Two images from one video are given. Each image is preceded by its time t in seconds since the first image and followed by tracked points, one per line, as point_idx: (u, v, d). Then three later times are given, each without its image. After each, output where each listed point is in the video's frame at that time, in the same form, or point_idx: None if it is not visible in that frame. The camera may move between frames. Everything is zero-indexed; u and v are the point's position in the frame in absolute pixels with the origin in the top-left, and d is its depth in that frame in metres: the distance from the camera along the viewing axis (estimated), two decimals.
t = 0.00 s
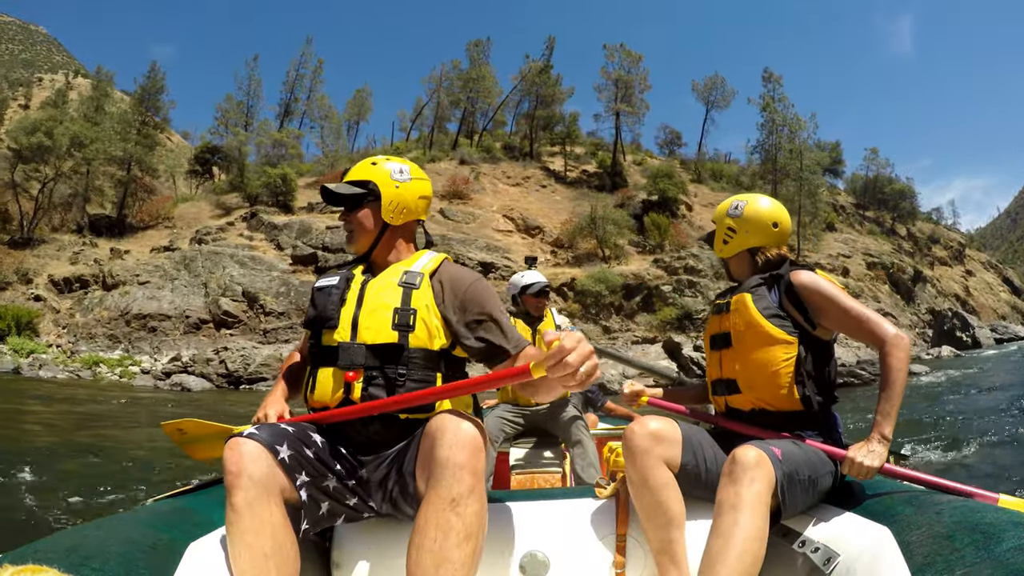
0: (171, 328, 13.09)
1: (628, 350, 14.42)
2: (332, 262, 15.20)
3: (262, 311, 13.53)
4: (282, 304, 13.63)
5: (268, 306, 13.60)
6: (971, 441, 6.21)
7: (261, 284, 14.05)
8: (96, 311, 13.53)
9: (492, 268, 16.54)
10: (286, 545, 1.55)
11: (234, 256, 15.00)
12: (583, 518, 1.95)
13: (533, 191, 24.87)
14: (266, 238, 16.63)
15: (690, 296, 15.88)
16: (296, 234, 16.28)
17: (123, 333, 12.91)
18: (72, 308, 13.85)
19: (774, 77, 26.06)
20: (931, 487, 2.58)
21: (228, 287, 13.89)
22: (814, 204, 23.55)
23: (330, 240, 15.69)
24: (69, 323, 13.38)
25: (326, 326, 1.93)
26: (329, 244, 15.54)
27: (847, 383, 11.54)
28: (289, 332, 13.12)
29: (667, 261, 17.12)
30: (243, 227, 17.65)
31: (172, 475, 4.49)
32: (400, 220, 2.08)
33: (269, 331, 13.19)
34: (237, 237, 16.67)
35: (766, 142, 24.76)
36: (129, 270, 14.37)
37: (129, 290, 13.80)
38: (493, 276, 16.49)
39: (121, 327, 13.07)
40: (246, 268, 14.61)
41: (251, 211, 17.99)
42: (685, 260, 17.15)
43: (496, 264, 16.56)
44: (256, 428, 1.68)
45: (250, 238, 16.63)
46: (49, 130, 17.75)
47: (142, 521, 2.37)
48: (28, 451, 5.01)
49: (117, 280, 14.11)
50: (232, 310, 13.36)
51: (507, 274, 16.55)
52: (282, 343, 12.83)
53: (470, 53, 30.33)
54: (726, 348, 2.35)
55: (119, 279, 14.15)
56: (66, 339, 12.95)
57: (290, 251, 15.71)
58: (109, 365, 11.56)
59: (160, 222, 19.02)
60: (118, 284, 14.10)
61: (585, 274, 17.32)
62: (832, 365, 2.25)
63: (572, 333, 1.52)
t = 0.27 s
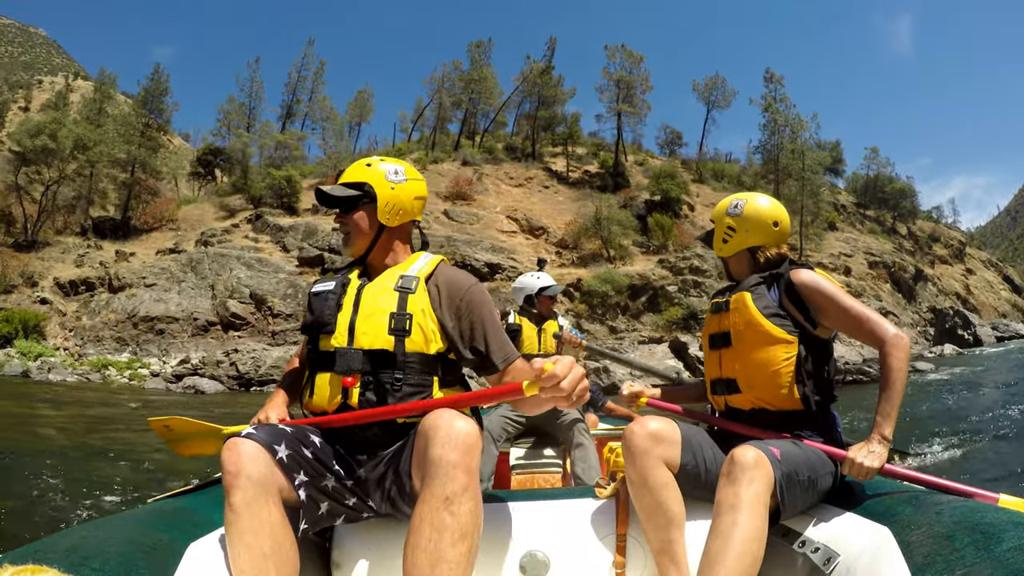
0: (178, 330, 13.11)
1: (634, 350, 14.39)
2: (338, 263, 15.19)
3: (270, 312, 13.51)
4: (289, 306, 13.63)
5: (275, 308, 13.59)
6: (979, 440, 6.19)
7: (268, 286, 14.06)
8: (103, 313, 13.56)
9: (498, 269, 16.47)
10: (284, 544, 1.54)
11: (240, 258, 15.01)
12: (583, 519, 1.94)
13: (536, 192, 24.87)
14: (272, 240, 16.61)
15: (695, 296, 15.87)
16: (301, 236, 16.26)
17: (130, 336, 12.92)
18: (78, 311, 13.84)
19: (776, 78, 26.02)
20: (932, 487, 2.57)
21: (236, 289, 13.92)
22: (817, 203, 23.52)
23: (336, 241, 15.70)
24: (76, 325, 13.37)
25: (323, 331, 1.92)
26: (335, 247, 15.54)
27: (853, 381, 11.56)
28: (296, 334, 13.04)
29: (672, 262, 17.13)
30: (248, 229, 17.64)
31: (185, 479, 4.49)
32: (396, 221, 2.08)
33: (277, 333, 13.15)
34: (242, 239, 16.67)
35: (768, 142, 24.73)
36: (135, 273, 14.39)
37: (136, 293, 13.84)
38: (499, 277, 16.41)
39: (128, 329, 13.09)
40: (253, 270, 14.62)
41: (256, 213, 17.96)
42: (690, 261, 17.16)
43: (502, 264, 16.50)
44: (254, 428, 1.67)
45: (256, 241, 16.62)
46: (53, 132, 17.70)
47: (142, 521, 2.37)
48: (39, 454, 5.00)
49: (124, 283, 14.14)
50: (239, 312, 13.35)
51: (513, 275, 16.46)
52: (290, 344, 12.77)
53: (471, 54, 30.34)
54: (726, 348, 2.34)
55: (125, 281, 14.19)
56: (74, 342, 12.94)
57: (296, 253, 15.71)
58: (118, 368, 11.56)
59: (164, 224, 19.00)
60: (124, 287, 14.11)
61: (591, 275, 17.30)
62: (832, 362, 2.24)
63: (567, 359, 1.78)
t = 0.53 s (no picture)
0: (186, 333, 13.14)
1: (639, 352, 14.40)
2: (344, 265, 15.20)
3: (278, 314, 13.55)
4: (297, 308, 13.64)
5: (283, 310, 13.62)
6: (985, 438, 6.20)
7: (274, 288, 14.08)
8: (110, 316, 13.59)
9: (504, 271, 16.44)
10: (283, 544, 1.54)
11: (247, 260, 15.02)
12: (583, 518, 1.94)
13: (538, 194, 24.89)
14: (277, 242, 16.58)
15: (701, 297, 15.91)
16: (306, 238, 16.23)
17: (137, 338, 12.93)
18: (84, 314, 13.85)
19: (777, 78, 26.02)
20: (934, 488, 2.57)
21: (243, 292, 13.96)
22: (818, 204, 23.54)
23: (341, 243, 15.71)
24: (81, 328, 13.38)
25: (325, 334, 1.92)
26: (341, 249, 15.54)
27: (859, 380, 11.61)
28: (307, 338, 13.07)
29: (677, 264, 17.15)
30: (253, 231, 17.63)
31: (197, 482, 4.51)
32: (397, 224, 2.08)
33: (285, 335, 13.21)
34: (247, 241, 16.67)
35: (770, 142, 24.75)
36: (141, 275, 14.42)
37: (142, 296, 13.88)
38: (505, 278, 16.39)
39: (135, 332, 13.11)
40: (259, 272, 14.60)
41: (260, 215, 17.92)
42: (695, 263, 17.19)
43: (508, 266, 16.48)
44: (253, 429, 1.67)
45: (261, 243, 16.63)
46: (56, 135, 17.68)
47: (143, 522, 2.37)
48: (51, 459, 5.01)
49: (129, 285, 14.18)
50: (247, 314, 13.39)
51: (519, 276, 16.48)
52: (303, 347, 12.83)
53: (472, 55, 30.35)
54: (727, 350, 2.34)
55: (131, 284, 14.22)
56: (80, 345, 12.95)
57: (302, 255, 15.71)
58: (126, 371, 11.57)
59: (167, 226, 19.00)
60: (130, 290, 14.14)
61: (596, 276, 17.29)
62: (833, 363, 2.24)
63: (577, 362, 1.81)
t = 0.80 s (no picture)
0: (194, 333, 13.19)
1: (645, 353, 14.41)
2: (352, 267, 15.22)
3: (286, 315, 13.61)
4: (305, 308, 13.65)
5: (292, 311, 13.67)
6: (992, 438, 6.19)
7: (282, 289, 14.11)
8: (117, 316, 13.63)
9: (511, 272, 16.45)
10: (284, 544, 1.54)
11: (255, 261, 15.01)
12: (583, 518, 1.94)
13: (542, 195, 24.93)
14: (284, 242, 16.58)
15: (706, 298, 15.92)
16: (313, 239, 16.22)
17: (146, 339, 12.98)
18: (90, 314, 13.91)
19: (781, 80, 26.01)
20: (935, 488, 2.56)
21: (251, 292, 13.92)
22: (822, 205, 23.55)
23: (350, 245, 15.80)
24: (88, 329, 13.43)
25: (325, 334, 1.92)
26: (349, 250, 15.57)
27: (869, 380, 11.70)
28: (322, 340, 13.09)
29: (682, 265, 17.15)
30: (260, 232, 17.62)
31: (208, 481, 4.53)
32: (393, 223, 2.09)
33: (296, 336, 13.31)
34: (254, 242, 16.69)
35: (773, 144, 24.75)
36: (149, 276, 14.47)
37: (149, 296, 13.93)
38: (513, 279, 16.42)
39: (143, 333, 13.12)
40: (267, 272, 14.60)
41: (267, 216, 17.90)
42: (701, 264, 17.19)
43: (516, 267, 16.49)
44: (254, 429, 1.67)
45: (268, 243, 16.64)
46: (62, 136, 17.74)
47: (143, 522, 2.37)
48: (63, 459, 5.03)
49: (137, 286, 14.24)
50: (256, 315, 13.46)
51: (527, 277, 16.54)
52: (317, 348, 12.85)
53: (476, 56, 30.39)
54: (726, 350, 2.33)
55: (138, 285, 14.29)
56: (87, 346, 12.99)
57: (309, 256, 15.74)
58: (135, 372, 11.61)
59: (172, 227, 19.05)
60: (137, 290, 14.18)
61: (603, 276, 17.29)
62: (833, 363, 2.24)
63: (585, 371, 1.83)
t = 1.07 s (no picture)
0: (205, 333, 13.28)
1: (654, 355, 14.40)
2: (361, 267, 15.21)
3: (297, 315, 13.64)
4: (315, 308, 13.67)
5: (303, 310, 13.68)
6: (1002, 439, 6.17)
7: (292, 289, 14.13)
8: (128, 316, 13.72)
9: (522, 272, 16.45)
10: (282, 545, 1.54)
11: (265, 261, 14.99)
12: (583, 519, 1.94)
13: (549, 196, 24.96)
14: (293, 242, 16.61)
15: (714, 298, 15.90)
16: (322, 239, 16.22)
17: (157, 338, 13.13)
18: (100, 314, 13.98)
19: (787, 82, 25.90)
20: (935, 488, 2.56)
21: (261, 292, 13.99)
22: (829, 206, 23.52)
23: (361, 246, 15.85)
24: (99, 329, 13.50)
25: (321, 331, 1.93)
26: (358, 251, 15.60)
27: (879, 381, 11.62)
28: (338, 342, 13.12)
29: (690, 266, 17.12)
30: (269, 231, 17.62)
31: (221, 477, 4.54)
32: (388, 223, 2.10)
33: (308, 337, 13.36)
34: (263, 241, 16.72)
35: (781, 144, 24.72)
36: (159, 275, 14.53)
37: (160, 296, 14.03)
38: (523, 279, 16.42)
39: (155, 332, 13.28)
40: (277, 273, 14.65)
41: (277, 216, 17.91)
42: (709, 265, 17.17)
43: (527, 267, 16.50)
44: (253, 429, 1.68)
45: (277, 243, 16.67)
46: (71, 135, 17.78)
47: (143, 521, 2.38)
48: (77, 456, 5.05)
49: (147, 285, 14.31)
50: (266, 315, 13.48)
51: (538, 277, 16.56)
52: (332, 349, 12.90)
53: (482, 57, 30.43)
54: (724, 351, 2.33)
55: (149, 284, 14.35)
56: (98, 345, 13.07)
57: (318, 256, 15.77)
58: (147, 371, 11.68)
59: (181, 227, 19.11)
60: (148, 290, 14.26)
61: (612, 277, 17.28)
62: (832, 363, 2.24)
63: (583, 370, 1.83)
